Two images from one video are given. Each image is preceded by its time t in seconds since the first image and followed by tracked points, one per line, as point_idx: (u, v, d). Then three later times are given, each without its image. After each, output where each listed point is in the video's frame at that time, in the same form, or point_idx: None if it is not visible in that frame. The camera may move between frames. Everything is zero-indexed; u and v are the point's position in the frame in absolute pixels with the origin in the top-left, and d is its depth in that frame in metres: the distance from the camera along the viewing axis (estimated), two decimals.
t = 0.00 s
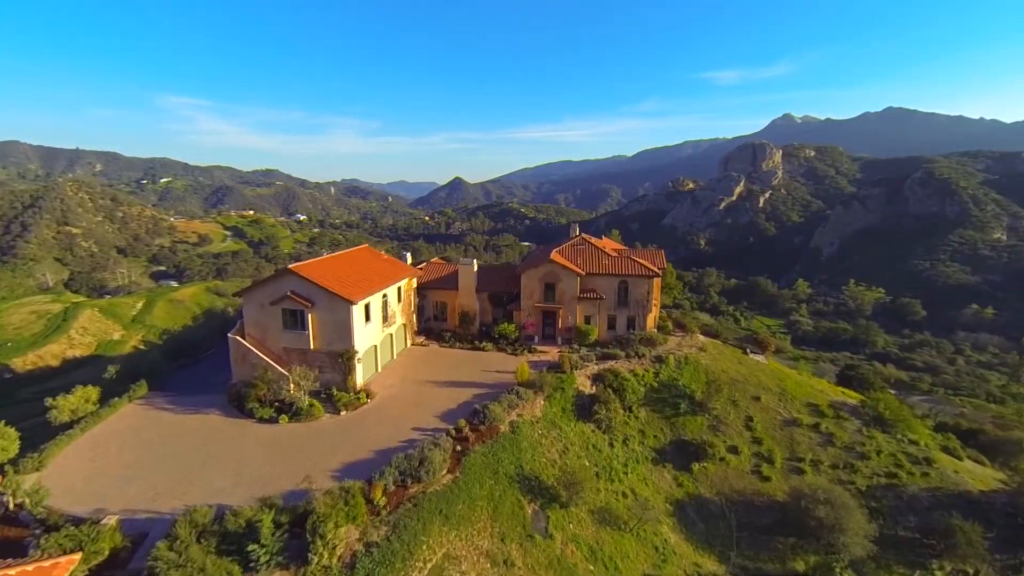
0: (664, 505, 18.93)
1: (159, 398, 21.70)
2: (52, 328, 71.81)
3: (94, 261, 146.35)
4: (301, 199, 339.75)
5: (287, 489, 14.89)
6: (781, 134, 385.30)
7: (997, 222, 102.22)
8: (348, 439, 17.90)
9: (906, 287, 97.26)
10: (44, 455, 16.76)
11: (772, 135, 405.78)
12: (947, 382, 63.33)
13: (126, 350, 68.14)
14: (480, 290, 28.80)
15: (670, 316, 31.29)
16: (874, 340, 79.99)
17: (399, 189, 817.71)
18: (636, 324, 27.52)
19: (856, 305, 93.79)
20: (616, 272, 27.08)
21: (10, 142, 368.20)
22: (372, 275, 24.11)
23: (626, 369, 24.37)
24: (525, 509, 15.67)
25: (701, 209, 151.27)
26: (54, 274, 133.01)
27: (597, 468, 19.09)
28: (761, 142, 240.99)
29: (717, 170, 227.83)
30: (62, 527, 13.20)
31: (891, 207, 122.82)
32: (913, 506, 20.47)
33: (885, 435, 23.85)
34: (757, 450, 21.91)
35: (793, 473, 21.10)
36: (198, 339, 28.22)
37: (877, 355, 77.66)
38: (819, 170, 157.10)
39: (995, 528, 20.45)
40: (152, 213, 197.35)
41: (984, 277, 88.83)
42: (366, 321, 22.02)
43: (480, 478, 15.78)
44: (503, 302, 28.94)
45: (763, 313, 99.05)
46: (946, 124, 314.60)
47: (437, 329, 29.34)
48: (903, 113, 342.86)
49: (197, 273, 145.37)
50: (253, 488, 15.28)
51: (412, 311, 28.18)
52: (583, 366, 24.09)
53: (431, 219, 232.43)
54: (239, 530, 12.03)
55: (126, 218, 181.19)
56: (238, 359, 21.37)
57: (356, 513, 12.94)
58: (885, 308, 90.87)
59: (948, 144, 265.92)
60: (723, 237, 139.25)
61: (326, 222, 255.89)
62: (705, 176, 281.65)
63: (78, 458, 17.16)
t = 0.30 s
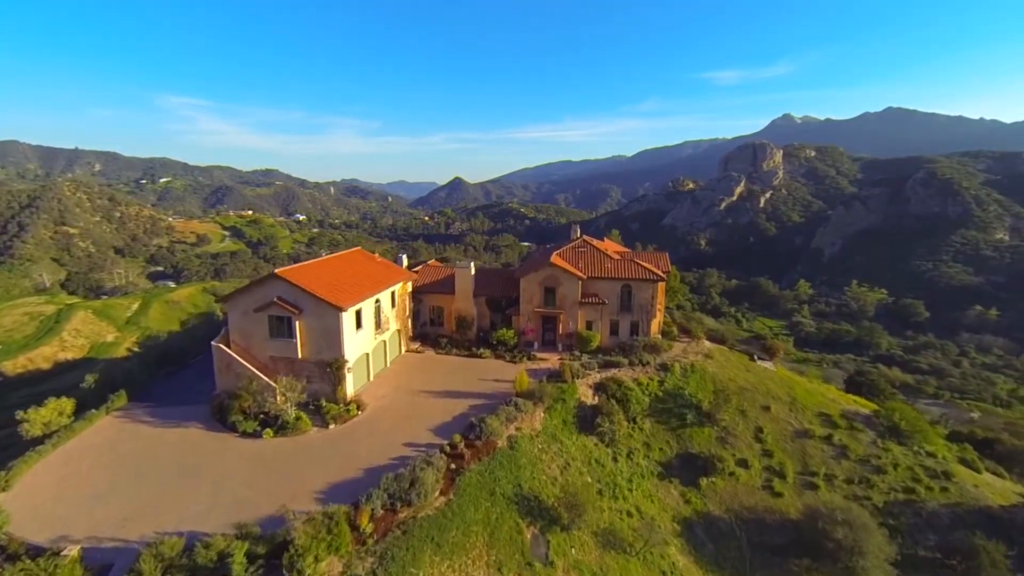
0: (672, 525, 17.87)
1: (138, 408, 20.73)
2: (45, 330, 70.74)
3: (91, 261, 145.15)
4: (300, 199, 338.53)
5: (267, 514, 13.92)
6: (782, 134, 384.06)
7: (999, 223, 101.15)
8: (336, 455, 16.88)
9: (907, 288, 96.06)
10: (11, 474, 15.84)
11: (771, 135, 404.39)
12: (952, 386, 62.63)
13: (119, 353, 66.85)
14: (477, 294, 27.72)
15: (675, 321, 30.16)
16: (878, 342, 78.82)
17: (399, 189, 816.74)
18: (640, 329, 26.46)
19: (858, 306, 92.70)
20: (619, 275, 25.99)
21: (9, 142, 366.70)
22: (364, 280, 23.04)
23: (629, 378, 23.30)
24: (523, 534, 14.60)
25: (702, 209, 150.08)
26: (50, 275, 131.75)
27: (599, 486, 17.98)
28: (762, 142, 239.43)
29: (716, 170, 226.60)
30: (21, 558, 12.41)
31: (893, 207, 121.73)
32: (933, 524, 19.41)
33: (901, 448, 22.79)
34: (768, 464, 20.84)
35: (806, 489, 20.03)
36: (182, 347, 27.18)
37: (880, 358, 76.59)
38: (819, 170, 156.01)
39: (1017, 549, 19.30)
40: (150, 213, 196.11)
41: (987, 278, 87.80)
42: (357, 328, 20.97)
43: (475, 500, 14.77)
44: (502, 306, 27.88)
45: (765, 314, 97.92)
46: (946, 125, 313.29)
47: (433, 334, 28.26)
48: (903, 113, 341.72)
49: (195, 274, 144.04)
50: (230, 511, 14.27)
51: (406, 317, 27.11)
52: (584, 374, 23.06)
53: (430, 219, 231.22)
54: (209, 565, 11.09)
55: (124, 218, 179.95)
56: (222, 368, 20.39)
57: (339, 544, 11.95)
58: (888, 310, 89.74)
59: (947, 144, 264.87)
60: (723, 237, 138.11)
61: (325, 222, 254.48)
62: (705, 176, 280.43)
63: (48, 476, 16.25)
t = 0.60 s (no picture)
0: (680, 547, 16.86)
1: (118, 420, 19.73)
2: (39, 332, 69.72)
3: (91, 261, 144.12)
4: (301, 199, 337.51)
5: (245, 540, 12.94)
6: (783, 133, 382.45)
7: (1003, 223, 99.86)
8: (323, 473, 15.89)
9: (911, 289, 94.78)
10: None
11: (772, 134, 402.76)
12: (960, 391, 61.37)
13: (114, 356, 65.74)
14: (475, 299, 26.70)
15: (679, 326, 29.12)
16: (883, 344, 77.59)
17: (399, 189, 815.71)
18: (644, 336, 25.44)
19: (862, 307, 91.46)
20: (622, 280, 24.95)
21: (10, 142, 365.95)
22: (356, 285, 22.02)
23: (633, 387, 22.27)
24: (521, 561, 13.59)
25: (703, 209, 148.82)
26: (49, 276, 130.72)
27: (602, 504, 16.98)
28: (762, 142, 237.86)
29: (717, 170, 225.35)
30: None
31: (895, 207, 120.53)
32: (955, 544, 18.36)
33: (918, 462, 21.79)
34: (780, 479, 19.82)
35: (820, 506, 19.01)
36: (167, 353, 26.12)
37: (885, 360, 75.41)
38: (820, 170, 154.73)
39: None
40: (149, 213, 195.16)
41: (992, 280, 86.65)
42: (348, 336, 19.94)
43: (470, 524, 13.76)
44: (501, 311, 26.85)
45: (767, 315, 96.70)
46: (948, 124, 311.42)
47: (429, 340, 27.25)
48: (904, 112, 339.91)
49: (195, 274, 142.82)
50: (206, 536, 13.28)
51: (402, 322, 26.10)
52: (587, 384, 22.03)
53: (430, 219, 230.04)
54: None
55: (123, 218, 178.98)
56: (206, 378, 19.39)
57: None
58: (892, 311, 88.29)
59: (949, 144, 263.20)
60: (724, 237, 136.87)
61: (325, 222, 253.37)
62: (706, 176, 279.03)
63: (16, 495, 15.26)
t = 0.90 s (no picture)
0: (687, 569, 15.90)
1: (95, 433, 18.76)
2: (32, 334, 68.69)
3: (88, 262, 143.03)
4: (301, 199, 336.42)
5: (219, 571, 12.02)
6: (783, 133, 381.40)
7: (1005, 223, 98.75)
8: (308, 493, 14.87)
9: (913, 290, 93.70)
10: None
11: (772, 134, 401.70)
12: (966, 394, 60.33)
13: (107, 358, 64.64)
14: (472, 303, 25.68)
15: (684, 332, 28.11)
16: (886, 346, 76.54)
17: (399, 189, 814.80)
18: (648, 342, 24.46)
19: (864, 309, 90.36)
20: (625, 284, 23.95)
21: (9, 142, 364.96)
22: (347, 289, 21.04)
23: (637, 396, 21.30)
24: None
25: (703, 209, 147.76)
26: (46, 277, 129.61)
27: (606, 524, 15.98)
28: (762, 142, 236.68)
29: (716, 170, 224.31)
30: None
31: (897, 207, 119.56)
32: (977, 564, 17.30)
33: (935, 475, 20.84)
34: (792, 494, 18.86)
35: (834, 524, 18.01)
36: (151, 360, 25.18)
37: (889, 363, 74.39)
38: (821, 170, 153.71)
39: None
40: (148, 214, 194.04)
41: (995, 280, 85.66)
42: (337, 344, 18.92)
43: (464, 551, 12.80)
44: (499, 316, 25.87)
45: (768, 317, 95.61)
46: (948, 124, 310.16)
47: (425, 346, 26.25)
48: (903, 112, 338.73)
49: (193, 275, 141.71)
50: (179, 565, 12.32)
51: (396, 328, 25.09)
52: (588, 393, 21.06)
53: (430, 220, 228.84)
54: None
55: (122, 219, 177.91)
56: (187, 388, 18.41)
57: None
58: (895, 312, 87.09)
59: (949, 143, 262.01)
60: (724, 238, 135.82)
61: (325, 222, 252.30)
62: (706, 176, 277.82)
63: None
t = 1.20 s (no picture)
0: None
1: (68, 447, 17.71)
2: (22, 337, 67.44)
3: (83, 262, 141.65)
4: (299, 200, 334.98)
5: None
6: (781, 134, 380.87)
7: (1006, 223, 98.01)
8: (289, 515, 13.87)
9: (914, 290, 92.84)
10: None
11: (770, 135, 401.17)
12: (970, 397, 59.42)
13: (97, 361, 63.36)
14: (468, 308, 24.70)
15: (687, 337, 27.13)
16: (889, 347, 75.70)
17: (397, 190, 813.02)
18: (650, 348, 23.49)
19: (865, 309, 89.41)
20: (626, 288, 23.01)
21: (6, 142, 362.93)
22: (336, 294, 20.06)
23: (639, 406, 20.34)
24: None
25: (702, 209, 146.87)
26: (40, 278, 128.16)
27: (608, 545, 15.00)
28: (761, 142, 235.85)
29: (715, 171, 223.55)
30: None
31: (897, 208, 118.85)
32: None
33: (951, 487, 19.92)
34: (803, 509, 17.92)
35: (848, 542, 17.06)
36: (132, 368, 24.20)
37: (891, 365, 73.54)
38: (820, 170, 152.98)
39: None
40: (144, 214, 192.55)
41: (997, 281, 84.85)
42: (324, 352, 17.91)
43: None
44: (495, 321, 24.88)
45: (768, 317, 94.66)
46: (946, 124, 309.65)
47: (419, 352, 25.26)
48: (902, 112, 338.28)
49: (189, 275, 140.38)
50: None
51: (388, 334, 24.10)
52: (589, 403, 20.08)
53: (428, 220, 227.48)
54: None
55: (118, 219, 176.43)
56: (165, 399, 17.40)
57: None
58: (897, 313, 86.25)
59: (948, 144, 261.59)
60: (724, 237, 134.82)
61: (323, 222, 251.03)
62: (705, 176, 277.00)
63: None
